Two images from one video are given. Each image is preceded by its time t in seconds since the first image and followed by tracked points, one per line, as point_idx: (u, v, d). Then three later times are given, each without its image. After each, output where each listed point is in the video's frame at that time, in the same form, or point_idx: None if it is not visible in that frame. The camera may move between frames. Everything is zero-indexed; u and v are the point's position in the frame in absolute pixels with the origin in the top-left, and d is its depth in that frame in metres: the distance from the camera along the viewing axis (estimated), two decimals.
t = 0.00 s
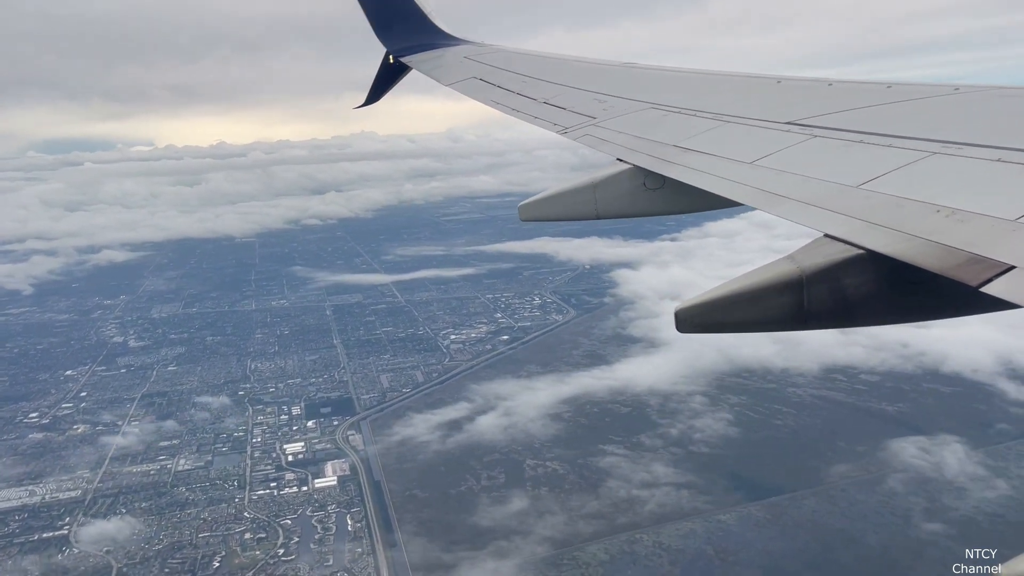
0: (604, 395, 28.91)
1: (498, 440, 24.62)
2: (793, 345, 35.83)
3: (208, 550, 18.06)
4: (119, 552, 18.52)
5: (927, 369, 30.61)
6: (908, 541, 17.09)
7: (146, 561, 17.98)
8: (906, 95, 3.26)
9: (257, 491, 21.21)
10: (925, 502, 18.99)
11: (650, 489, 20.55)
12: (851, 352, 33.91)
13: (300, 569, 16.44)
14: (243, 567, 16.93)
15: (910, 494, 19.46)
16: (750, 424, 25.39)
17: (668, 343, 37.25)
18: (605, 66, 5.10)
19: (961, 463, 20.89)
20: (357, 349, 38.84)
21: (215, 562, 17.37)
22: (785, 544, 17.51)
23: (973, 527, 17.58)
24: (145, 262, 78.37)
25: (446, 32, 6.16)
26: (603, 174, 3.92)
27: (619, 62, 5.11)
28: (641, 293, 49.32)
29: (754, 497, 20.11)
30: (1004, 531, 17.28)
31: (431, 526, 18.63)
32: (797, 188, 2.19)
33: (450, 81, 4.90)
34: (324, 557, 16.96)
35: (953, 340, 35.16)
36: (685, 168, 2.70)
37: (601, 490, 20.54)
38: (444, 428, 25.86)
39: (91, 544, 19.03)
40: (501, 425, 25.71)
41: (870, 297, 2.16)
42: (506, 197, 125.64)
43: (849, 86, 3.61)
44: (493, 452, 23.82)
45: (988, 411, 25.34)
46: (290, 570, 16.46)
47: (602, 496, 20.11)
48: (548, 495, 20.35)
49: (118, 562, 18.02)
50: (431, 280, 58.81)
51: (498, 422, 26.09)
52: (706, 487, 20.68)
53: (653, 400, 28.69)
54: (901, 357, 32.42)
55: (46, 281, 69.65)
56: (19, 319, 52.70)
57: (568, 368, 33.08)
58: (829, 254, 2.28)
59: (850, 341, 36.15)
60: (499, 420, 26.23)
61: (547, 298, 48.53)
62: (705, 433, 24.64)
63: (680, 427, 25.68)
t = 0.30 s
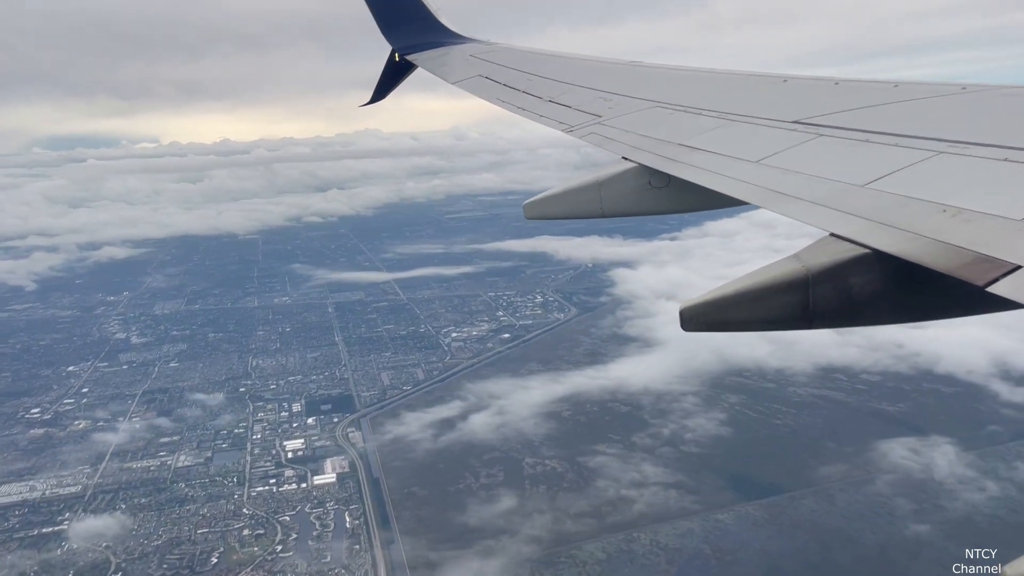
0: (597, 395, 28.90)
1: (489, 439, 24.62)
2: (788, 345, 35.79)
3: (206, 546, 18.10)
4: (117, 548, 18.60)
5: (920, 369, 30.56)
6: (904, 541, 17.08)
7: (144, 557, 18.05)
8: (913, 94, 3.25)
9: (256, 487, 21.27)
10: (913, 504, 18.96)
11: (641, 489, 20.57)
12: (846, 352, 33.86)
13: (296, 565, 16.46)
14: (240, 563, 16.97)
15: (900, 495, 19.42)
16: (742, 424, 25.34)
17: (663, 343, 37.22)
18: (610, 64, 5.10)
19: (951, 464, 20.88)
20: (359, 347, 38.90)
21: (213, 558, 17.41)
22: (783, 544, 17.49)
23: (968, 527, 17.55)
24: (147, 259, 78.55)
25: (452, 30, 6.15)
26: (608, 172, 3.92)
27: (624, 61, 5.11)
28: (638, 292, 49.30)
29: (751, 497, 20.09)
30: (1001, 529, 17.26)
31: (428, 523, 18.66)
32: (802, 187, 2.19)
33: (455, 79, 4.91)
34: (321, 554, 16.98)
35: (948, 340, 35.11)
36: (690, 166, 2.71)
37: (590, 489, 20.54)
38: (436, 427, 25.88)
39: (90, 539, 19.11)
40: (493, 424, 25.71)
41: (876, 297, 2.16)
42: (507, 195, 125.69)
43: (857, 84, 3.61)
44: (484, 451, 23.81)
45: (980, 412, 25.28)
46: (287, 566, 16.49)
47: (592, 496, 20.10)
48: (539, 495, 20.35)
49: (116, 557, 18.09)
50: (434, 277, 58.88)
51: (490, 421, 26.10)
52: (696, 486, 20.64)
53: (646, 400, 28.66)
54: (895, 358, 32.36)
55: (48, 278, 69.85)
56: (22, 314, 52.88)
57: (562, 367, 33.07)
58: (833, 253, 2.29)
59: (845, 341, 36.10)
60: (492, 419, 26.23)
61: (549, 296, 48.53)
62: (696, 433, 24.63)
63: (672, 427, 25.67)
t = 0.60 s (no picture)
0: (591, 395, 28.88)
1: (482, 439, 24.60)
2: (783, 346, 35.73)
3: (206, 545, 18.17)
4: (117, 545, 18.66)
5: (915, 370, 30.48)
6: (903, 542, 17.04)
7: (144, 554, 18.13)
8: (921, 93, 3.24)
9: (256, 485, 21.31)
10: (901, 505, 18.92)
11: (631, 490, 20.53)
12: (840, 353, 33.80)
13: (295, 564, 16.50)
14: (239, 562, 17.03)
15: (890, 498, 19.37)
16: (734, 424, 25.29)
17: (659, 343, 37.17)
18: (617, 63, 5.08)
19: (941, 467, 20.83)
20: (361, 345, 38.94)
21: (212, 556, 17.46)
22: (782, 545, 17.46)
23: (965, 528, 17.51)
24: (151, 256, 78.77)
25: (458, 29, 6.15)
26: (613, 171, 3.91)
27: (629, 60, 5.11)
28: (636, 292, 49.28)
29: (752, 497, 20.10)
30: (997, 531, 17.22)
31: (425, 522, 18.67)
32: (809, 187, 2.18)
33: (460, 78, 4.90)
34: (320, 552, 17.01)
35: (942, 341, 35.05)
36: (696, 165, 2.70)
37: (580, 489, 20.52)
38: (429, 427, 25.87)
39: (91, 536, 19.21)
40: (486, 423, 25.71)
41: (884, 296, 2.15)
42: (509, 195, 125.78)
43: (864, 83, 3.59)
44: (474, 451, 23.79)
45: (972, 413, 25.23)
46: (285, 565, 16.53)
47: (581, 496, 20.06)
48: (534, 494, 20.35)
49: (115, 554, 18.18)
50: (437, 276, 58.96)
51: (483, 421, 26.10)
52: (684, 487, 20.58)
53: (640, 400, 28.62)
54: (890, 360, 32.30)
55: (52, 275, 70.11)
56: (26, 312, 53.14)
57: (557, 366, 33.08)
58: (840, 253, 2.28)
59: (841, 342, 36.05)
60: (485, 418, 26.24)
61: (551, 296, 48.52)
62: (689, 435, 24.57)
63: (664, 429, 25.60)
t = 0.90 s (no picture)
0: (584, 396, 28.83)
1: (476, 440, 24.58)
2: (778, 347, 35.63)
3: (205, 543, 18.23)
4: (116, 544, 18.73)
5: (909, 372, 30.38)
6: (902, 543, 17.00)
7: (143, 553, 18.19)
8: (927, 93, 3.23)
9: (256, 484, 21.37)
10: (890, 508, 18.87)
11: (620, 491, 20.48)
12: (835, 355, 33.69)
13: (293, 563, 16.56)
14: (237, 561, 17.08)
15: (880, 501, 19.32)
16: (725, 426, 25.20)
17: (654, 344, 37.09)
18: (621, 63, 5.07)
19: (932, 469, 20.78)
20: (363, 345, 38.96)
21: (211, 556, 17.52)
22: (780, 547, 17.41)
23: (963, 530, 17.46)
24: (154, 255, 79.02)
25: (463, 28, 6.14)
26: (618, 171, 3.91)
27: (634, 59, 5.10)
28: (634, 292, 49.23)
29: (753, 498, 20.04)
30: (993, 530, 17.18)
31: (422, 521, 18.67)
32: (816, 186, 2.17)
33: (465, 78, 4.89)
34: (318, 552, 17.07)
35: (937, 342, 34.93)
36: (701, 165, 2.70)
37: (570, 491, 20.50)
38: (421, 427, 25.83)
39: (91, 535, 19.28)
40: (478, 424, 25.69)
41: (889, 296, 2.14)
42: (511, 194, 125.81)
43: (869, 83, 3.58)
44: (464, 453, 23.75)
45: (963, 415, 25.15)
46: (284, 563, 16.58)
47: (570, 497, 20.03)
48: (527, 495, 20.34)
49: (115, 552, 18.25)
50: (440, 275, 58.99)
51: (476, 422, 26.08)
52: (674, 488, 20.52)
53: (639, 400, 28.57)
54: (884, 361, 32.18)
55: (56, 274, 70.41)
56: (30, 310, 53.37)
57: (551, 367, 33.06)
58: (845, 252, 2.27)
59: (836, 343, 35.95)
60: (478, 420, 26.23)
61: (554, 296, 48.51)
62: (681, 435, 24.53)
63: (658, 429, 25.55)
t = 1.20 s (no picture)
0: (577, 399, 28.75)
1: (472, 442, 24.55)
2: (772, 350, 35.52)
3: (203, 545, 18.24)
4: (115, 545, 18.76)
5: (903, 376, 30.28)
6: (902, 547, 17.01)
7: (142, 554, 18.21)
8: (932, 94, 3.22)
9: (255, 486, 21.40)
10: (877, 511, 18.86)
11: (609, 494, 20.34)
12: (829, 358, 33.56)
13: (291, 565, 16.60)
14: (235, 563, 17.10)
15: (866, 504, 19.30)
16: (715, 430, 25.10)
17: (650, 347, 37.01)
18: (625, 65, 5.08)
19: (921, 473, 20.76)
20: (364, 346, 38.97)
21: (209, 557, 17.53)
22: (778, 550, 17.35)
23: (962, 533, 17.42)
24: (156, 257, 79.19)
25: (468, 30, 6.16)
26: (623, 173, 3.91)
27: (639, 61, 5.11)
28: (634, 295, 49.25)
29: (754, 501, 20.00)
30: (989, 532, 17.13)
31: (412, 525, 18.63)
32: (819, 189, 2.16)
33: (470, 79, 4.90)
34: (316, 554, 17.10)
35: (932, 347, 34.86)
36: (706, 167, 2.69)
37: (560, 495, 20.40)
38: (414, 430, 25.76)
39: (90, 536, 19.32)
40: (470, 427, 25.62)
41: (895, 299, 2.14)
42: (511, 197, 125.89)
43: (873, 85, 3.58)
44: (454, 456, 23.64)
45: (956, 419, 25.09)
46: (282, 565, 16.62)
47: (558, 501, 19.94)
48: (521, 497, 20.30)
49: (113, 554, 18.26)
50: (441, 277, 59.04)
51: (468, 425, 26.01)
52: (662, 491, 20.43)
53: (639, 402, 28.56)
54: (879, 365, 32.09)
55: (59, 275, 70.60)
56: (33, 311, 53.51)
57: (546, 369, 33.02)
58: (849, 255, 2.27)
59: (831, 346, 35.82)
60: (470, 422, 26.17)
61: (555, 298, 48.52)
62: (672, 439, 24.46)
63: (650, 433, 25.44)
